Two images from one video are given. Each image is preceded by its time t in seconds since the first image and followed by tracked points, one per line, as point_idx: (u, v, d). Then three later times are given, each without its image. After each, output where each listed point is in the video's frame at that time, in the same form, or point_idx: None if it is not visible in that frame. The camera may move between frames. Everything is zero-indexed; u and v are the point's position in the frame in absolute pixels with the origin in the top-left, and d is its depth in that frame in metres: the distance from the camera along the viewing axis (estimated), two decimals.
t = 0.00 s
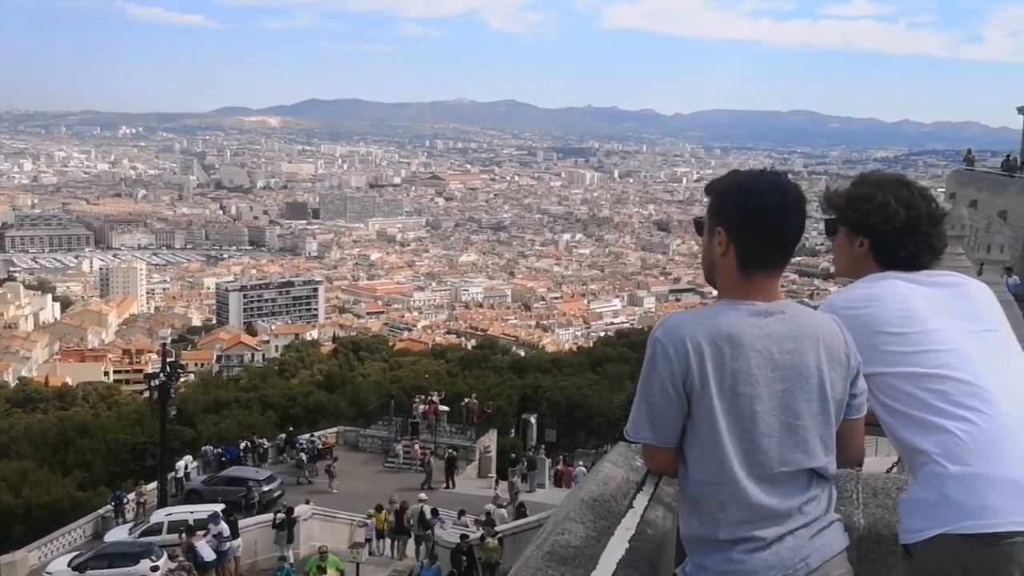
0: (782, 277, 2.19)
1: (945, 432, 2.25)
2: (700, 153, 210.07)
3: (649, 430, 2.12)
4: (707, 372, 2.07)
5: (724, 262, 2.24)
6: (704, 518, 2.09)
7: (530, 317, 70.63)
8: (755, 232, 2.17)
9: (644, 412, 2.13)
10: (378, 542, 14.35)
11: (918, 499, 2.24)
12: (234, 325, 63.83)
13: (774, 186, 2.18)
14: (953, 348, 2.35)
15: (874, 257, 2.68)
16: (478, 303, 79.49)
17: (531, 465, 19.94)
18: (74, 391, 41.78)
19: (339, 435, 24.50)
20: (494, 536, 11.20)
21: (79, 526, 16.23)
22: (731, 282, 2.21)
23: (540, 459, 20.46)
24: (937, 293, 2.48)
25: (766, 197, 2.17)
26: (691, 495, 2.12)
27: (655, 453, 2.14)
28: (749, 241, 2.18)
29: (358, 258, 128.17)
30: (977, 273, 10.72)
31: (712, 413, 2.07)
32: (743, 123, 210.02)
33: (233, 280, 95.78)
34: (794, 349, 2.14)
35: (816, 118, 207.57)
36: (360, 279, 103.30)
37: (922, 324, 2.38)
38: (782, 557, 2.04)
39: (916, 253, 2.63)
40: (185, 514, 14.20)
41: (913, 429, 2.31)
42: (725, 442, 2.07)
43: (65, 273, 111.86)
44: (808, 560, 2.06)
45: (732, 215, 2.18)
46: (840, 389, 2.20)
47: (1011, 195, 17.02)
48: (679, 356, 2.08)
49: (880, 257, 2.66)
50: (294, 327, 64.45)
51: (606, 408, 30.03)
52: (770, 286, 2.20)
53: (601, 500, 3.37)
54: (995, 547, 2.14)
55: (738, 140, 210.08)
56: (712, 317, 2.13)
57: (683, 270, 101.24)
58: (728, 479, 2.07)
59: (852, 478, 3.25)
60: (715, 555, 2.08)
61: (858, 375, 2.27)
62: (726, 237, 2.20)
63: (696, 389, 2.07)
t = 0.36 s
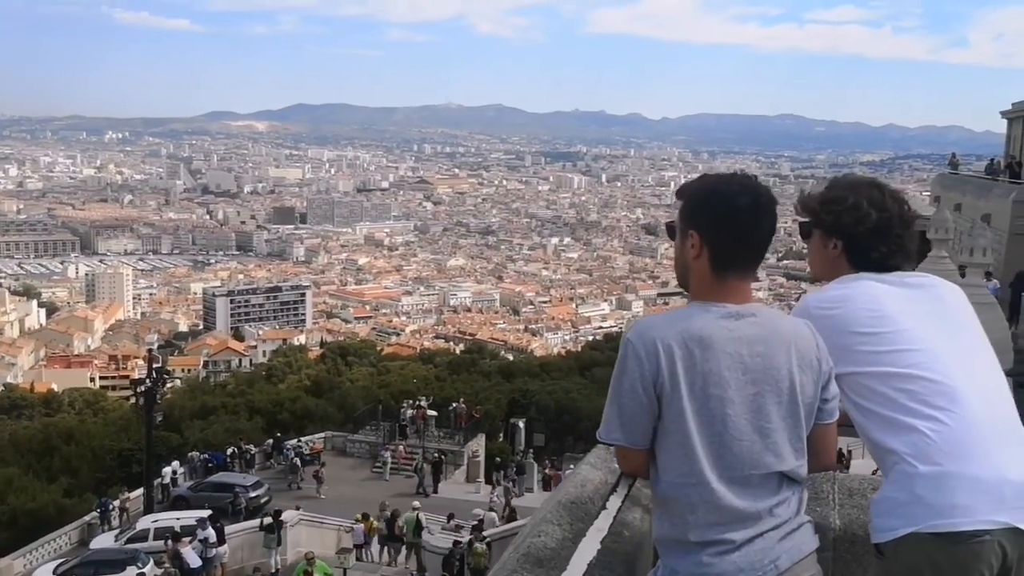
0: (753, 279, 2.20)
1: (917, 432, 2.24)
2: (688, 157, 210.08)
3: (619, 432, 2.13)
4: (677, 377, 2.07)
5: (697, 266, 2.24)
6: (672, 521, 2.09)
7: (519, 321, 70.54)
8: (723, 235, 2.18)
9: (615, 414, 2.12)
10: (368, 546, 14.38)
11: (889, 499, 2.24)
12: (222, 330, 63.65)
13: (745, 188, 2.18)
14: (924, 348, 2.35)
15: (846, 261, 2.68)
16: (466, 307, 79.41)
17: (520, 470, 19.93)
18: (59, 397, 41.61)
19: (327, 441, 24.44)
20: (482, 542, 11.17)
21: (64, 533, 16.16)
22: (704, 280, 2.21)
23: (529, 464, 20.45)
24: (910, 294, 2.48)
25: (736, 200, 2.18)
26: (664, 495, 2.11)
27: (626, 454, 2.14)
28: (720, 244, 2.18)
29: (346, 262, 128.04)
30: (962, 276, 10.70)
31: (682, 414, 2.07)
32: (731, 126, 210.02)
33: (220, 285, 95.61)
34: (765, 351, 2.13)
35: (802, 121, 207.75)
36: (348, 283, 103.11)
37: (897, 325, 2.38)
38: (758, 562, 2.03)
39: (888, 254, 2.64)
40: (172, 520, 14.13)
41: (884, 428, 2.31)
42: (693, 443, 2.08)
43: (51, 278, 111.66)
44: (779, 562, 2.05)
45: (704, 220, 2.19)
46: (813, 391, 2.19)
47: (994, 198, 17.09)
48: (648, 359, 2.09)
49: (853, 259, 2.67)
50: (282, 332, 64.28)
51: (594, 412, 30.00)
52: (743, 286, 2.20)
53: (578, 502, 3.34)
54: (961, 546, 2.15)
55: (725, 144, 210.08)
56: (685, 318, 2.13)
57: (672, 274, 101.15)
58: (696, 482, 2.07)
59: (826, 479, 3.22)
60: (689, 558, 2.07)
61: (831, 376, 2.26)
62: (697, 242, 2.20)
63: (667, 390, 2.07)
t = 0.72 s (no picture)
0: (725, 281, 2.17)
1: (890, 432, 2.19)
2: (676, 161, 210.06)
3: (595, 433, 2.09)
4: (649, 375, 2.05)
5: (670, 269, 2.22)
6: (648, 520, 2.05)
7: (507, 326, 70.43)
8: (696, 235, 2.15)
9: (591, 415, 2.09)
10: (358, 553, 14.32)
11: (863, 500, 2.19)
12: (209, 336, 63.49)
13: (715, 192, 2.16)
14: (897, 350, 2.29)
15: (822, 260, 2.65)
16: (455, 312, 79.30)
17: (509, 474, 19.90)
18: (45, 403, 41.45)
19: (315, 447, 24.37)
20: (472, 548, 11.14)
21: (50, 541, 16.05)
22: (677, 285, 2.19)
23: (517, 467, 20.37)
24: (880, 297, 2.44)
25: (707, 202, 2.15)
26: (637, 498, 2.07)
27: (601, 456, 2.11)
28: (693, 246, 2.16)
29: (334, 267, 127.94)
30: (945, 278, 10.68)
31: (656, 414, 2.03)
32: (718, 131, 209.95)
33: (207, 291, 95.48)
34: (737, 352, 2.09)
35: (789, 126, 207.89)
36: (336, 288, 102.93)
37: (872, 328, 2.33)
38: (735, 558, 2.00)
39: (862, 258, 2.61)
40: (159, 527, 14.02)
41: (860, 428, 2.26)
42: (666, 442, 2.03)
43: (38, 284, 111.44)
44: (754, 566, 2.01)
45: (677, 218, 2.16)
46: (788, 392, 2.15)
47: (978, 201, 17.14)
48: (623, 358, 2.06)
49: (829, 261, 2.64)
50: (270, 337, 64.14)
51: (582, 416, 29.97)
52: (713, 290, 2.18)
53: (557, 504, 3.32)
54: (936, 544, 2.10)
55: (713, 148, 210.07)
56: (656, 320, 2.09)
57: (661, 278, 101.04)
58: (671, 483, 2.03)
59: (807, 480, 3.16)
60: (662, 560, 2.04)
61: (806, 378, 2.22)
62: (671, 244, 2.18)
63: (639, 392, 2.04)
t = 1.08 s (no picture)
0: (696, 282, 2.15)
1: (861, 436, 2.16)
2: (664, 165, 210.11)
3: (567, 434, 2.08)
4: (622, 377, 2.04)
5: (639, 271, 2.20)
6: (620, 521, 2.04)
7: (495, 330, 70.38)
8: (664, 238, 2.14)
9: (564, 416, 2.08)
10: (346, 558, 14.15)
11: (836, 502, 2.17)
12: (196, 341, 63.31)
13: (684, 195, 2.15)
14: (871, 353, 2.25)
15: (798, 265, 2.57)
16: (443, 316, 79.27)
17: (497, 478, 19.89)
18: (30, 408, 41.32)
19: (302, 451, 24.30)
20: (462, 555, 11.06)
21: (34, 546, 15.92)
22: (652, 288, 2.16)
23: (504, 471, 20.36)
24: (853, 297, 2.39)
25: (676, 205, 2.14)
26: (610, 500, 2.06)
27: (576, 456, 2.10)
28: (660, 250, 2.14)
29: (321, 272, 127.92)
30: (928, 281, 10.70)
31: (625, 416, 2.02)
32: (706, 135, 209.97)
33: (194, 295, 95.34)
34: (709, 351, 2.07)
35: (776, 130, 208.13)
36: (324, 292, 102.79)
37: (846, 329, 2.29)
38: (709, 559, 1.99)
39: (839, 259, 2.54)
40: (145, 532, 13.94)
41: (834, 431, 2.23)
42: (638, 442, 2.02)
43: (23, 288, 111.27)
44: (727, 568, 1.99)
45: (645, 223, 2.14)
46: (759, 394, 2.12)
47: (962, 206, 17.21)
48: (594, 359, 2.05)
49: (806, 265, 2.56)
50: (258, 342, 64.00)
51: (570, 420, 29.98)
52: (686, 290, 2.15)
53: (533, 505, 3.27)
54: (909, 546, 2.08)
55: (701, 152, 210.12)
56: (625, 321, 2.09)
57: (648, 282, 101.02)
58: (644, 484, 2.02)
59: (783, 481, 3.09)
60: (634, 560, 2.03)
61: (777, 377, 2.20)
62: (642, 246, 2.16)
63: (610, 394, 2.03)
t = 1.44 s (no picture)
0: (666, 285, 2.11)
1: (826, 435, 2.10)
2: (645, 166, 210.06)
3: (535, 436, 2.03)
4: (595, 377, 2.00)
5: (611, 272, 2.15)
6: (586, 521, 2.00)
7: (475, 331, 70.33)
8: (638, 242, 2.09)
9: (531, 417, 2.03)
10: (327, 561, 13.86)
11: (803, 500, 2.10)
12: (174, 343, 63.08)
13: (661, 198, 2.11)
14: (839, 354, 2.18)
15: (765, 266, 2.45)
16: (423, 317, 79.21)
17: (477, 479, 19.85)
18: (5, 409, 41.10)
19: (281, 453, 24.14)
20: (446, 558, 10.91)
21: (10, 549, 15.70)
22: (621, 291, 2.12)
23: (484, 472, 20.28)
24: (821, 299, 2.31)
25: (654, 208, 2.09)
26: (576, 500, 2.04)
27: (544, 457, 2.05)
28: (634, 252, 2.10)
29: (301, 273, 127.74)
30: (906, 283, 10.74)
31: (591, 417, 1.98)
32: (687, 136, 209.98)
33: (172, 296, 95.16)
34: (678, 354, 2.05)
35: (756, 132, 208.42)
36: (303, 293, 102.60)
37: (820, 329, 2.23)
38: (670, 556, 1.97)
39: (806, 259, 2.42)
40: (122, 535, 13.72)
41: (801, 432, 2.16)
42: (606, 443, 1.98)
43: None
44: (691, 565, 1.97)
45: (621, 224, 2.10)
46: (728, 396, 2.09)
47: (938, 208, 17.28)
48: (565, 362, 2.00)
49: (774, 265, 2.44)
50: (236, 343, 63.74)
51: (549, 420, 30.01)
52: (655, 293, 2.12)
53: (502, 505, 2.94)
54: (872, 543, 2.02)
55: (681, 154, 210.07)
56: (594, 322, 2.03)
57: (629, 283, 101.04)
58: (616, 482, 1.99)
59: (750, 480, 2.99)
60: (597, 558, 1.99)
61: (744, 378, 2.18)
62: (615, 248, 2.12)
63: (581, 395, 1.98)
